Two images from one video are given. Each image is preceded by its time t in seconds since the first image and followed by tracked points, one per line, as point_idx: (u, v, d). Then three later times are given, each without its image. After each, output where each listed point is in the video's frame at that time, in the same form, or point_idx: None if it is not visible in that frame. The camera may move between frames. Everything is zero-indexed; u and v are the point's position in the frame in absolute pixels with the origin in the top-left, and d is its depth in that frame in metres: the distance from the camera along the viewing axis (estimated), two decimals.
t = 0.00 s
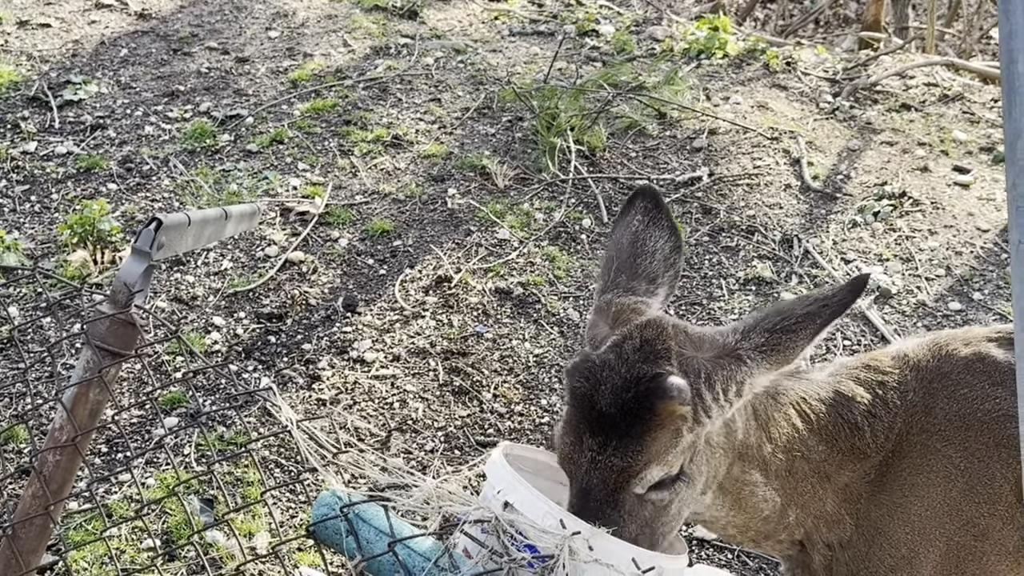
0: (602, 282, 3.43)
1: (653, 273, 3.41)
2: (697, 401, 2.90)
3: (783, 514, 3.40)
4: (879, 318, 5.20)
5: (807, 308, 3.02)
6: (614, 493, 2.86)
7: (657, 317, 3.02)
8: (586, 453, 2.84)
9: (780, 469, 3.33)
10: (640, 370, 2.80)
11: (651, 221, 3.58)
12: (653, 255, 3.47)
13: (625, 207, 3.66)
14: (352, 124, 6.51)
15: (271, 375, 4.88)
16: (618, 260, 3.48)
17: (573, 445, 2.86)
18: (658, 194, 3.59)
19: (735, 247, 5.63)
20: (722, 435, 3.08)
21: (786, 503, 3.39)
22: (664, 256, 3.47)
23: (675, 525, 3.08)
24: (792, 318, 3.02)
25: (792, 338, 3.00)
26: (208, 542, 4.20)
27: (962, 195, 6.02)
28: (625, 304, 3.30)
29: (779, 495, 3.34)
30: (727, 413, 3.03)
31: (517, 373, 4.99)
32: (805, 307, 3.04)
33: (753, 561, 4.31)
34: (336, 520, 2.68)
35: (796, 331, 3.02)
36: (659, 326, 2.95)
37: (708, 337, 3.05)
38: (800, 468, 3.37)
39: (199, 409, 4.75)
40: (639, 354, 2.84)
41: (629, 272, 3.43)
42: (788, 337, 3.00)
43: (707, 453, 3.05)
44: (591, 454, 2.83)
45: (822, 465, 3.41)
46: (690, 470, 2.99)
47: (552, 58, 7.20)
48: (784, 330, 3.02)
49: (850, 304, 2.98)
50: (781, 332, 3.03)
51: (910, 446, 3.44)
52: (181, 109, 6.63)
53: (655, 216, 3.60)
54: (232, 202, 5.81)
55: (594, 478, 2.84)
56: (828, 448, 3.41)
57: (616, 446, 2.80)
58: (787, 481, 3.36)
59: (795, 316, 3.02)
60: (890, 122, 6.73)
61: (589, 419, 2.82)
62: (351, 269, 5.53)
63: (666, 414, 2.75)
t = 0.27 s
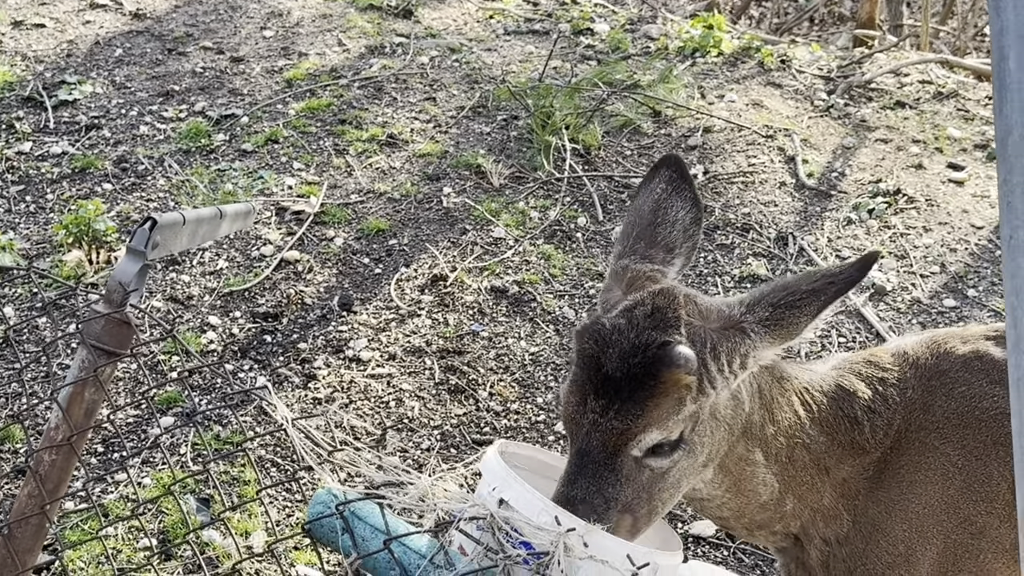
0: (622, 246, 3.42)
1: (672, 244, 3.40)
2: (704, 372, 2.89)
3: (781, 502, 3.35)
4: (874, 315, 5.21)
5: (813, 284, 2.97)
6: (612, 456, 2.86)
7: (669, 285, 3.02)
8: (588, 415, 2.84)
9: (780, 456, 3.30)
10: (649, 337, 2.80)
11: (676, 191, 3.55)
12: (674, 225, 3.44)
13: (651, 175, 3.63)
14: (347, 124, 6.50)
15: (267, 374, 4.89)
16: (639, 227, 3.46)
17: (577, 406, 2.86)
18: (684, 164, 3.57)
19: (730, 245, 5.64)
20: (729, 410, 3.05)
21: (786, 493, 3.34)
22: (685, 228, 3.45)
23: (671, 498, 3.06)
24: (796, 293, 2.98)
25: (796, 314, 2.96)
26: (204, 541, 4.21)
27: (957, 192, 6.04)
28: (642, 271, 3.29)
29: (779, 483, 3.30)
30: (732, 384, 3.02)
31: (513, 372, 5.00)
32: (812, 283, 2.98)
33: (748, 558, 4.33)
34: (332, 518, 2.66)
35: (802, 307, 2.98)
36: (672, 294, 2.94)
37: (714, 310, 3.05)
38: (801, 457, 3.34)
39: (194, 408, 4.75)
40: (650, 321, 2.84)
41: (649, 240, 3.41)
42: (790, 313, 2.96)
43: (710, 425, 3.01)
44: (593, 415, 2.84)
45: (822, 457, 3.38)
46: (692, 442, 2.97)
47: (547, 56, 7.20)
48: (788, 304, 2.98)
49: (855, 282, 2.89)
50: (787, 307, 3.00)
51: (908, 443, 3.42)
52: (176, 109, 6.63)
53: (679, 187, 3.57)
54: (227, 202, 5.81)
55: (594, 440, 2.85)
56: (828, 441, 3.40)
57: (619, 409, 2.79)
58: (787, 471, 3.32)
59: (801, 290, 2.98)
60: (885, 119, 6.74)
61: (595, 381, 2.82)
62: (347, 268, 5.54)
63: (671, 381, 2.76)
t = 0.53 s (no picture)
0: (620, 234, 3.26)
1: (672, 234, 3.24)
2: (696, 366, 2.87)
3: (770, 495, 3.31)
4: (865, 312, 5.22)
5: (808, 281, 2.95)
6: (602, 448, 2.86)
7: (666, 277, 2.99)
8: (580, 407, 2.83)
9: (770, 449, 3.26)
10: (643, 331, 2.79)
11: (678, 179, 3.39)
12: (675, 214, 3.29)
13: (655, 161, 3.48)
14: (338, 123, 6.50)
15: (259, 375, 4.90)
16: (638, 214, 3.30)
17: (569, 397, 2.85)
18: (690, 152, 3.41)
19: (722, 243, 5.65)
20: (719, 402, 3.03)
21: (775, 485, 3.30)
22: (686, 217, 3.29)
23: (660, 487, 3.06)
24: (792, 289, 2.96)
25: (789, 311, 2.94)
26: (196, 542, 4.21)
27: (948, 188, 6.05)
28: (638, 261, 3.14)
29: (769, 476, 3.26)
30: (725, 377, 2.98)
31: (505, 370, 5.00)
32: (808, 280, 2.96)
33: (740, 555, 4.34)
34: (322, 517, 2.65)
35: (796, 303, 2.95)
36: (669, 287, 2.90)
37: (708, 302, 3.02)
38: (791, 450, 3.30)
39: (186, 409, 4.75)
40: (645, 315, 2.82)
41: (648, 229, 3.26)
42: (786, 309, 2.94)
43: (700, 418, 3.00)
44: (586, 407, 2.82)
45: (812, 451, 3.34)
46: (682, 435, 2.96)
47: (538, 55, 7.20)
48: (783, 300, 2.96)
49: (849, 279, 2.87)
50: (781, 302, 2.97)
51: (898, 438, 3.37)
52: (167, 109, 6.62)
53: (683, 176, 3.41)
54: (218, 202, 5.80)
55: (586, 432, 2.85)
56: (819, 434, 3.35)
57: (611, 403, 2.78)
58: (777, 463, 3.28)
59: (796, 287, 2.96)
60: (876, 117, 6.75)
61: (589, 373, 2.80)
62: (338, 268, 5.54)
63: (664, 378, 2.75)
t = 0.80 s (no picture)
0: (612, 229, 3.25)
1: (663, 228, 3.23)
2: (690, 354, 2.88)
3: (759, 489, 3.28)
4: (854, 309, 5.24)
5: (797, 262, 2.94)
6: (597, 434, 2.85)
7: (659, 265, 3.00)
8: (574, 394, 2.82)
9: (759, 442, 3.24)
10: (638, 318, 2.80)
11: (670, 173, 3.38)
12: (667, 208, 3.28)
13: (647, 154, 3.46)
14: (328, 123, 6.48)
15: (249, 375, 4.91)
16: (630, 209, 3.30)
17: (563, 384, 2.84)
18: (682, 146, 3.40)
19: (711, 240, 5.66)
20: (711, 392, 3.03)
21: (765, 479, 3.27)
22: (677, 211, 3.28)
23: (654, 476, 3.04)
24: (782, 272, 2.95)
25: (782, 294, 2.93)
26: (186, 542, 4.20)
27: (936, 185, 6.07)
28: (630, 255, 3.13)
29: (758, 469, 3.24)
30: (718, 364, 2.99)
31: (496, 369, 5.01)
32: (796, 260, 2.95)
33: (731, 552, 4.35)
34: (312, 516, 2.65)
35: (787, 286, 2.94)
36: (662, 276, 2.92)
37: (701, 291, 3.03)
38: (780, 444, 3.28)
39: (176, 409, 4.75)
40: (639, 302, 2.83)
41: (640, 223, 3.25)
42: (779, 293, 2.93)
43: (693, 407, 2.99)
44: (580, 394, 2.81)
45: (802, 445, 3.32)
46: (675, 421, 2.95)
47: (527, 54, 7.20)
48: (775, 284, 2.96)
49: (837, 256, 2.86)
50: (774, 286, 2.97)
51: (887, 432, 3.36)
52: (155, 110, 6.60)
53: (674, 169, 3.40)
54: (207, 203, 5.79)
55: (580, 418, 2.83)
56: (808, 428, 3.33)
57: (606, 389, 2.78)
58: (767, 456, 3.26)
59: (787, 268, 2.95)
60: (864, 114, 6.77)
61: (583, 359, 2.80)
62: (328, 267, 5.54)
63: (659, 364, 2.76)
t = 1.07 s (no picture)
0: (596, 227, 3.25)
1: (647, 223, 3.24)
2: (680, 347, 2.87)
3: (749, 485, 3.29)
4: (841, 306, 5.25)
5: (783, 250, 2.96)
6: (589, 428, 2.84)
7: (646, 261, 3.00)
8: (565, 388, 2.81)
9: (748, 438, 3.25)
10: (627, 311, 2.79)
11: (650, 170, 3.39)
12: (651, 205, 3.29)
13: (626, 152, 3.47)
14: (314, 123, 6.47)
15: (237, 376, 4.91)
16: (613, 207, 3.30)
17: (554, 380, 2.83)
18: (661, 142, 3.41)
19: (698, 238, 5.68)
20: (702, 386, 3.02)
21: (754, 475, 3.28)
22: (660, 207, 3.29)
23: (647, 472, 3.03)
24: (770, 261, 2.96)
25: (773, 283, 2.94)
26: (175, 543, 4.20)
27: (922, 181, 6.10)
28: (617, 253, 3.13)
29: (747, 465, 3.25)
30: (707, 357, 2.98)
31: (484, 368, 5.01)
32: (782, 247, 2.97)
33: (720, 549, 4.36)
34: (300, 514, 2.65)
35: (777, 274, 2.96)
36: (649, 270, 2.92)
37: (689, 285, 3.03)
38: (769, 440, 3.29)
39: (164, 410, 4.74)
40: (628, 296, 2.82)
41: (625, 220, 3.26)
42: (770, 282, 2.95)
43: (684, 402, 2.98)
44: (571, 388, 2.80)
45: (790, 440, 3.33)
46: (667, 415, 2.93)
47: (513, 53, 7.20)
48: (764, 272, 2.97)
49: (824, 239, 2.90)
50: (762, 275, 2.98)
51: (875, 427, 3.37)
52: (141, 110, 6.58)
53: (655, 166, 3.41)
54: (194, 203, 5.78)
55: (572, 413, 2.82)
56: (796, 424, 3.34)
57: (597, 382, 2.76)
58: (756, 452, 3.27)
59: (774, 257, 2.96)
60: (850, 111, 6.79)
61: (573, 354, 2.79)
62: (316, 267, 5.53)
63: (648, 356, 2.75)
